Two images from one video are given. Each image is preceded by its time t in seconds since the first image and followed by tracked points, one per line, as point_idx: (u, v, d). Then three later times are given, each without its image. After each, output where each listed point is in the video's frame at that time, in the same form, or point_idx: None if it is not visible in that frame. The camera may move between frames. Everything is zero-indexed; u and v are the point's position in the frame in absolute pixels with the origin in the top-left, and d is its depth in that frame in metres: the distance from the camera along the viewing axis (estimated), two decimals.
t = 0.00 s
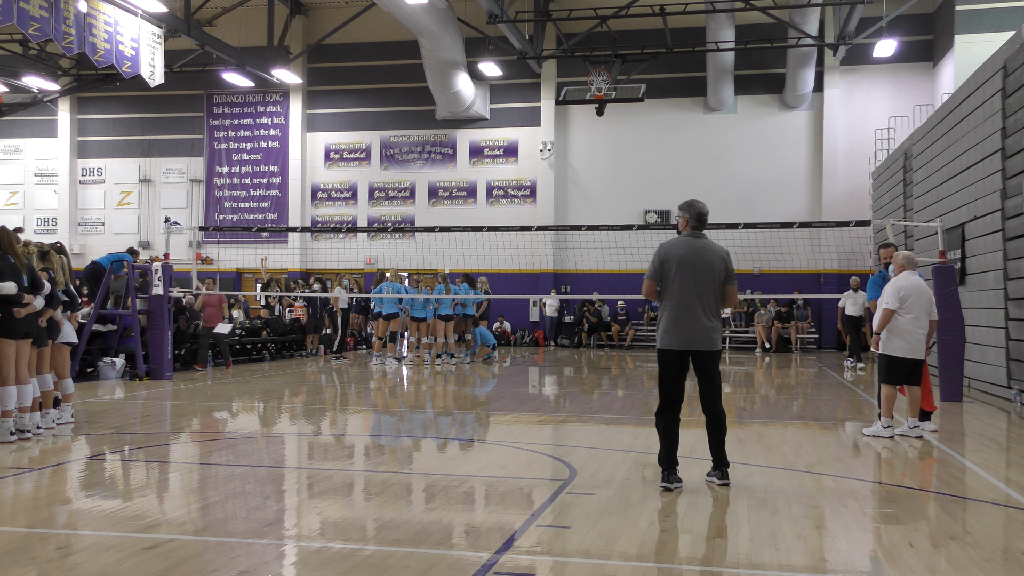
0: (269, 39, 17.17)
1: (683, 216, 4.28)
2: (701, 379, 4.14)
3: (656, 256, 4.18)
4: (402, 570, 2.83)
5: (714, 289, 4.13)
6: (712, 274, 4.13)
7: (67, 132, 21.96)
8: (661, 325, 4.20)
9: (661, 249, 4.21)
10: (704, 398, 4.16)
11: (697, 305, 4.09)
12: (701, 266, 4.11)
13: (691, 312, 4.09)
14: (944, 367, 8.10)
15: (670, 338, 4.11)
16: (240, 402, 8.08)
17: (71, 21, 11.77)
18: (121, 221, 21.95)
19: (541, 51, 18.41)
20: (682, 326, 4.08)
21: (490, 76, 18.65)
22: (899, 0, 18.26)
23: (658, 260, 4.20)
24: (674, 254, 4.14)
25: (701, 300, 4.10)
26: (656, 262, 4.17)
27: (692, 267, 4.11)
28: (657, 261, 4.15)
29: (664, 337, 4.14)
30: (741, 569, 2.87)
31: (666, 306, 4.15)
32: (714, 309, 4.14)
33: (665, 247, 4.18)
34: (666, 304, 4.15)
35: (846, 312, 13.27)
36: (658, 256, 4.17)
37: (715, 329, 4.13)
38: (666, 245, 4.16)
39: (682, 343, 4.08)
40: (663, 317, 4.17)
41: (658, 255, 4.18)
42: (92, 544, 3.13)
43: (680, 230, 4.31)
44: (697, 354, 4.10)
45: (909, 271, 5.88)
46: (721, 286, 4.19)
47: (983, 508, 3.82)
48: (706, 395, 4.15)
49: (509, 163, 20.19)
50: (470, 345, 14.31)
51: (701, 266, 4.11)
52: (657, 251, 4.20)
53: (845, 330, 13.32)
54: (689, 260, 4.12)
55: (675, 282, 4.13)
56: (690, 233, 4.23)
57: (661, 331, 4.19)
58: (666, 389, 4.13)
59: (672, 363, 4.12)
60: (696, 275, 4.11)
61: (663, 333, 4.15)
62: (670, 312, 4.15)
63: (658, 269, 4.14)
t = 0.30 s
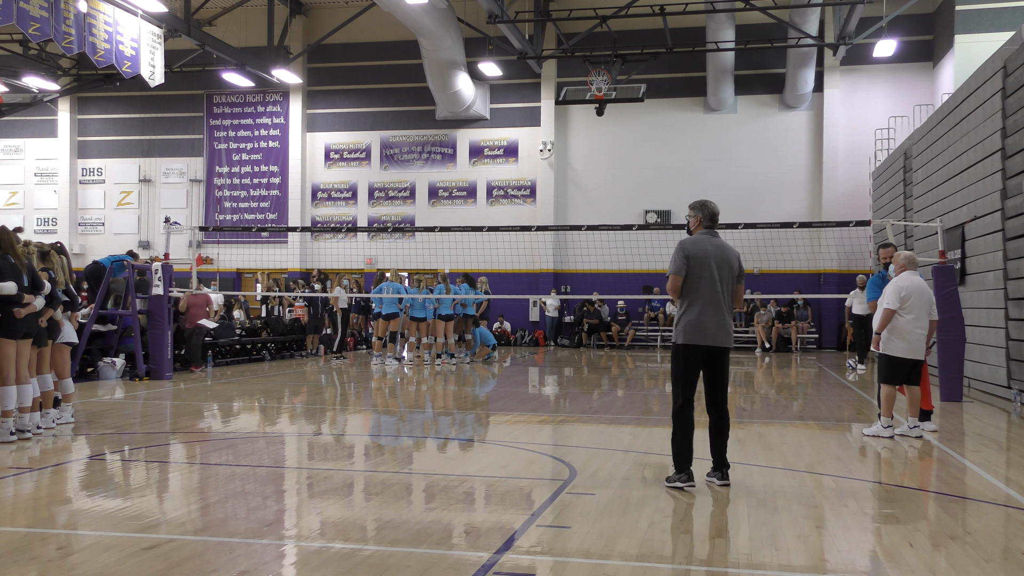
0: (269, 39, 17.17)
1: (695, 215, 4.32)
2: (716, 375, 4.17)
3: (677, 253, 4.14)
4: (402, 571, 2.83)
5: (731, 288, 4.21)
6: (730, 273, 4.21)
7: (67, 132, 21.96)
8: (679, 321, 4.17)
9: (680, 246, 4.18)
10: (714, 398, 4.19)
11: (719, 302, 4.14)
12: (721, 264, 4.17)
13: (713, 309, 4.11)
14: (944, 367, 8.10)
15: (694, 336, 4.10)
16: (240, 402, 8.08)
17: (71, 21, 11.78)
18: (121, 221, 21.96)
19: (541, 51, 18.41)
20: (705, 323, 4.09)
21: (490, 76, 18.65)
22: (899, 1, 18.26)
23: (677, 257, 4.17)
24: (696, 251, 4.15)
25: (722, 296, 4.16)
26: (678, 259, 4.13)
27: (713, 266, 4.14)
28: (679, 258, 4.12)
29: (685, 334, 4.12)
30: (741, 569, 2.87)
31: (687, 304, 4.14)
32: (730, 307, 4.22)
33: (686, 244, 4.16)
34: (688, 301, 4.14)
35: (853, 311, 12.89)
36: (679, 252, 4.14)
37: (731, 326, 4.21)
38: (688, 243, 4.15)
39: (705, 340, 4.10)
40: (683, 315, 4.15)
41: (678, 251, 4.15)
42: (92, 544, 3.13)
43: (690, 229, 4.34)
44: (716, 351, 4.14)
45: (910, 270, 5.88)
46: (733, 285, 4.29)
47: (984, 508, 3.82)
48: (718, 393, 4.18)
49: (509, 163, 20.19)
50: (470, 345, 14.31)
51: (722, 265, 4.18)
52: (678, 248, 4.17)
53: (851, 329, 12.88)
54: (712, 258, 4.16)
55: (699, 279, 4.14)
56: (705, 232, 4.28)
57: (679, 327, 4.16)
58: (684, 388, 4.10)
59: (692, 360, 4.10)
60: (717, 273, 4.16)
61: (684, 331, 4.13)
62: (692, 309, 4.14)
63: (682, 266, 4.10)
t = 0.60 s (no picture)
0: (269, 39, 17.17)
1: (694, 213, 4.29)
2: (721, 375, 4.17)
3: (686, 253, 4.08)
4: (402, 570, 2.83)
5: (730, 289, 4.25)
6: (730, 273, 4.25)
7: (67, 132, 21.95)
8: (688, 322, 4.11)
9: (688, 246, 4.11)
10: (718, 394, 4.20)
11: (725, 303, 4.15)
12: (727, 264, 4.19)
13: (723, 310, 4.12)
14: (944, 367, 8.10)
15: (706, 336, 4.06)
16: (240, 402, 8.08)
17: (71, 21, 11.77)
18: (121, 221, 21.97)
19: (541, 51, 18.40)
20: (716, 324, 4.07)
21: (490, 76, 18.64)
22: (899, 1, 18.26)
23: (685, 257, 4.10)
24: (704, 250, 4.11)
25: (727, 297, 4.18)
26: (688, 259, 4.07)
27: (721, 266, 4.14)
28: (690, 258, 4.05)
29: (697, 334, 4.06)
30: (741, 569, 2.87)
31: (697, 304, 4.08)
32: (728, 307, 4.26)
33: (693, 244, 4.11)
34: (698, 301, 4.09)
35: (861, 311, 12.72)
36: (689, 252, 4.07)
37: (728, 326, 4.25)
38: (696, 242, 4.09)
39: (718, 341, 4.08)
40: (693, 315, 4.09)
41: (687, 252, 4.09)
42: (93, 544, 3.13)
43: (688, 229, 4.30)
44: (723, 350, 4.13)
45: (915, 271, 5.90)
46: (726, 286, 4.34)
47: (983, 508, 3.82)
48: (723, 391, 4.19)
49: (509, 163, 20.19)
50: (470, 345, 14.31)
51: (726, 265, 4.20)
52: (687, 247, 4.10)
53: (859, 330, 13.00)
54: (720, 258, 4.15)
55: (712, 279, 4.10)
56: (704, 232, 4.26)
57: (689, 327, 4.09)
58: (697, 388, 4.04)
59: (706, 360, 4.06)
60: (723, 273, 4.17)
61: (694, 332, 4.07)
62: (701, 310, 4.09)
63: (693, 266, 4.04)
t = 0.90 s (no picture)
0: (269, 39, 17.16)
1: (680, 215, 4.23)
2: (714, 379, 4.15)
3: (688, 257, 3.99)
4: (402, 570, 2.83)
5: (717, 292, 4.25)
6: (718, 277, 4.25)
7: (67, 132, 21.96)
8: (686, 327, 4.03)
9: (687, 249, 4.03)
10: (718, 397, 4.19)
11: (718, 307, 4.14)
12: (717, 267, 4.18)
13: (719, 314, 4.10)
14: (944, 367, 8.11)
15: (706, 342, 4.00)
16: (240, 402, 8.08)
17: (71, 21, 11.78)
18: (121, 221, 21.97)
19: (541, 51, 18.41)
20: (715, 329, 4.02)
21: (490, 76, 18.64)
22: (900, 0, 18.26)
23: (685, 260, 4.01)
24: (704, 252, 4.06)
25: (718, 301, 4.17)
26: (689, 264, 3.98)
27: (717, 269, 4.11)
28: (693, 262, 3.97)
29: (697, 339, 4.00)
30: (741, 569, 2.87)
31: (697, 309, 4.01)
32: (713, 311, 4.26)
33: (692, 247, 4.04)
34: (697, 306, 4.02)
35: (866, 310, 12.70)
36: (690, 256, 3.99)
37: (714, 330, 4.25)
38: (696, 245, 4.03)
39: (717, 345, 4.05)
40: (693, 320, 4.01)
41: (687, 255, 4.01)
42: (93, 544, 3.13)
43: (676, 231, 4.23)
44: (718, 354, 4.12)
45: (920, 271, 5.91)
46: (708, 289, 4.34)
47: (983, 508, 3.82)
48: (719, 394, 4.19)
49: (509, 163, 20.19)
50: (470, 345, 14.30)
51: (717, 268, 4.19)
52: (687, 250, 4.02)
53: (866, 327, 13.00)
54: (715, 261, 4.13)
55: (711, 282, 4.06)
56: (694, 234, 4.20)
57: (689, 332, 4.01)
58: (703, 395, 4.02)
59: (710, 364, 4.03)
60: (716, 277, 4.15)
61: (694, 336, 4.00)
62: (701, 314, 4.03)
63: (696, 271, 3.97)
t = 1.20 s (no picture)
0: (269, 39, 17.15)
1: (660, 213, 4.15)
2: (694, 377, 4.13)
3: (678, 258, 3.93)
4: (402, 570, 2.83)
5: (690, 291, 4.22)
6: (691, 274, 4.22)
7: (67, 132, 21.96)
8: (676, 329, 3.97)
9: (674, 249, 3.97)
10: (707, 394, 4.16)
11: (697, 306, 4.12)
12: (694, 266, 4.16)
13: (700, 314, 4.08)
14: (944, 367, 8.10)
15: (697, 342, 3.97)
16: (240, 402, 8.08)
17: (71, 21, 11.78)
18: (121, 221, 21.98)
19: (541, 51, 18.41)
20: (703, 330, 4.01)
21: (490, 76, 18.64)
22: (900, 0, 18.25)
23: (675, 261, 3.95)
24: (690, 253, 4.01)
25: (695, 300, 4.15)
26: (680, 265, 3.93)
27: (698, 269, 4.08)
28: (683, 264, 3.92)
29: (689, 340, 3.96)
30: (741, 569, 2.87)
31: (686, 311, 3.97)
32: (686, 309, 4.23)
33: (679, 247, 3.98)
34: (686, 307, 3.97)
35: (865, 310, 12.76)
36: (680, 256, 3.93)
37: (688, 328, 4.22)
38: (684, 245, 3.97)
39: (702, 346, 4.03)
40: (683, 321, 3.96)
41: (676, 255, 3.94)
42: (93, 544, 3.13)
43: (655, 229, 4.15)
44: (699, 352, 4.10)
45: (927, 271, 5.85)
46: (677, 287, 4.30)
47: (984, 508, 3.82)
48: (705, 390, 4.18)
49: (509, 163, 20.19)
50: (470, 345, 14.31)
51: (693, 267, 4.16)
52: (678, 250, 3.95)
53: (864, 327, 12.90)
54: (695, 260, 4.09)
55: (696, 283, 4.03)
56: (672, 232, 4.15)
57: (681, 336, 3.96)
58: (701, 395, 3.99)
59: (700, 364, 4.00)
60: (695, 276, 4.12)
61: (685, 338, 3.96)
62: (690, 317, 3.98)
63: (687, 271, 3.92)
